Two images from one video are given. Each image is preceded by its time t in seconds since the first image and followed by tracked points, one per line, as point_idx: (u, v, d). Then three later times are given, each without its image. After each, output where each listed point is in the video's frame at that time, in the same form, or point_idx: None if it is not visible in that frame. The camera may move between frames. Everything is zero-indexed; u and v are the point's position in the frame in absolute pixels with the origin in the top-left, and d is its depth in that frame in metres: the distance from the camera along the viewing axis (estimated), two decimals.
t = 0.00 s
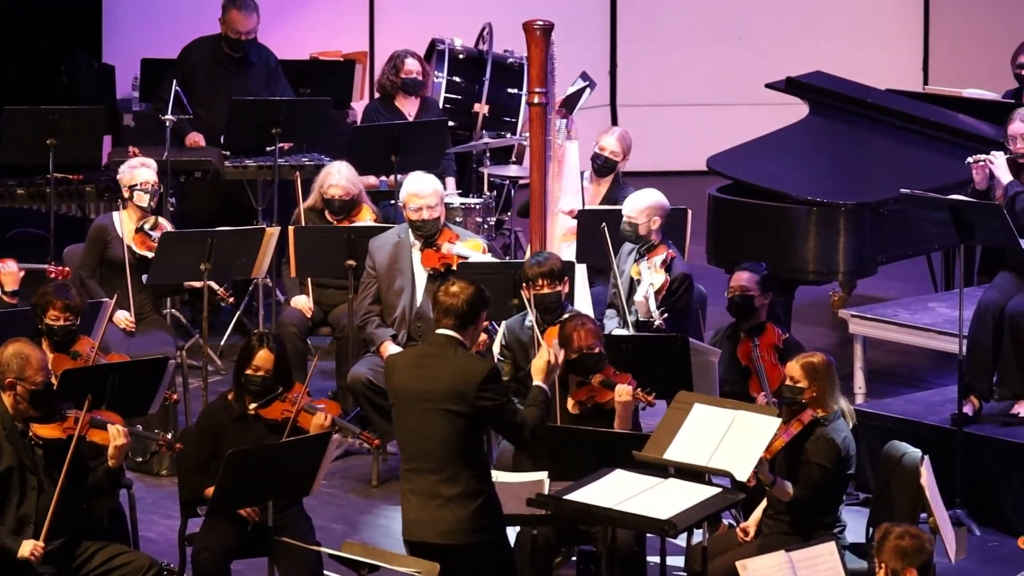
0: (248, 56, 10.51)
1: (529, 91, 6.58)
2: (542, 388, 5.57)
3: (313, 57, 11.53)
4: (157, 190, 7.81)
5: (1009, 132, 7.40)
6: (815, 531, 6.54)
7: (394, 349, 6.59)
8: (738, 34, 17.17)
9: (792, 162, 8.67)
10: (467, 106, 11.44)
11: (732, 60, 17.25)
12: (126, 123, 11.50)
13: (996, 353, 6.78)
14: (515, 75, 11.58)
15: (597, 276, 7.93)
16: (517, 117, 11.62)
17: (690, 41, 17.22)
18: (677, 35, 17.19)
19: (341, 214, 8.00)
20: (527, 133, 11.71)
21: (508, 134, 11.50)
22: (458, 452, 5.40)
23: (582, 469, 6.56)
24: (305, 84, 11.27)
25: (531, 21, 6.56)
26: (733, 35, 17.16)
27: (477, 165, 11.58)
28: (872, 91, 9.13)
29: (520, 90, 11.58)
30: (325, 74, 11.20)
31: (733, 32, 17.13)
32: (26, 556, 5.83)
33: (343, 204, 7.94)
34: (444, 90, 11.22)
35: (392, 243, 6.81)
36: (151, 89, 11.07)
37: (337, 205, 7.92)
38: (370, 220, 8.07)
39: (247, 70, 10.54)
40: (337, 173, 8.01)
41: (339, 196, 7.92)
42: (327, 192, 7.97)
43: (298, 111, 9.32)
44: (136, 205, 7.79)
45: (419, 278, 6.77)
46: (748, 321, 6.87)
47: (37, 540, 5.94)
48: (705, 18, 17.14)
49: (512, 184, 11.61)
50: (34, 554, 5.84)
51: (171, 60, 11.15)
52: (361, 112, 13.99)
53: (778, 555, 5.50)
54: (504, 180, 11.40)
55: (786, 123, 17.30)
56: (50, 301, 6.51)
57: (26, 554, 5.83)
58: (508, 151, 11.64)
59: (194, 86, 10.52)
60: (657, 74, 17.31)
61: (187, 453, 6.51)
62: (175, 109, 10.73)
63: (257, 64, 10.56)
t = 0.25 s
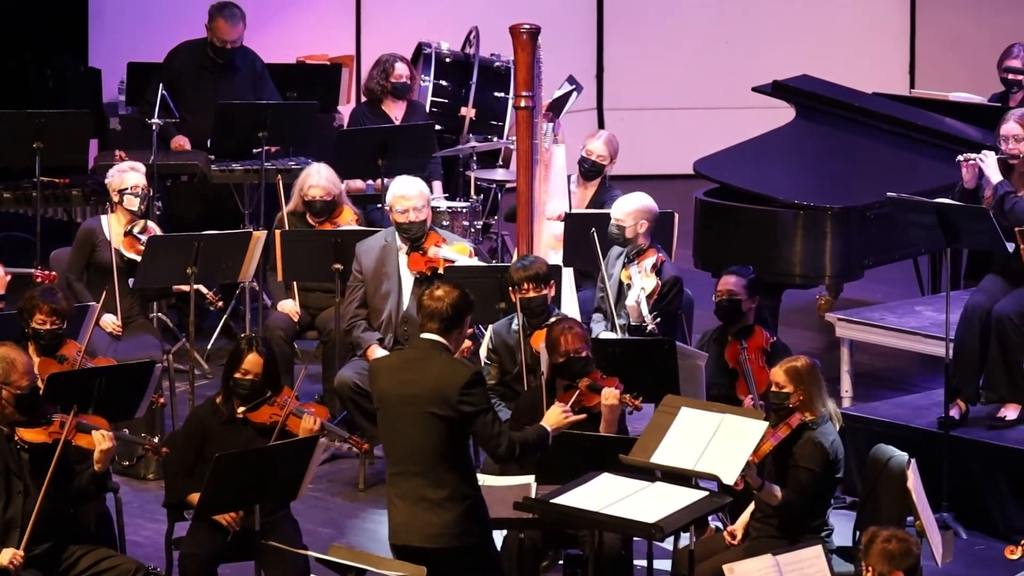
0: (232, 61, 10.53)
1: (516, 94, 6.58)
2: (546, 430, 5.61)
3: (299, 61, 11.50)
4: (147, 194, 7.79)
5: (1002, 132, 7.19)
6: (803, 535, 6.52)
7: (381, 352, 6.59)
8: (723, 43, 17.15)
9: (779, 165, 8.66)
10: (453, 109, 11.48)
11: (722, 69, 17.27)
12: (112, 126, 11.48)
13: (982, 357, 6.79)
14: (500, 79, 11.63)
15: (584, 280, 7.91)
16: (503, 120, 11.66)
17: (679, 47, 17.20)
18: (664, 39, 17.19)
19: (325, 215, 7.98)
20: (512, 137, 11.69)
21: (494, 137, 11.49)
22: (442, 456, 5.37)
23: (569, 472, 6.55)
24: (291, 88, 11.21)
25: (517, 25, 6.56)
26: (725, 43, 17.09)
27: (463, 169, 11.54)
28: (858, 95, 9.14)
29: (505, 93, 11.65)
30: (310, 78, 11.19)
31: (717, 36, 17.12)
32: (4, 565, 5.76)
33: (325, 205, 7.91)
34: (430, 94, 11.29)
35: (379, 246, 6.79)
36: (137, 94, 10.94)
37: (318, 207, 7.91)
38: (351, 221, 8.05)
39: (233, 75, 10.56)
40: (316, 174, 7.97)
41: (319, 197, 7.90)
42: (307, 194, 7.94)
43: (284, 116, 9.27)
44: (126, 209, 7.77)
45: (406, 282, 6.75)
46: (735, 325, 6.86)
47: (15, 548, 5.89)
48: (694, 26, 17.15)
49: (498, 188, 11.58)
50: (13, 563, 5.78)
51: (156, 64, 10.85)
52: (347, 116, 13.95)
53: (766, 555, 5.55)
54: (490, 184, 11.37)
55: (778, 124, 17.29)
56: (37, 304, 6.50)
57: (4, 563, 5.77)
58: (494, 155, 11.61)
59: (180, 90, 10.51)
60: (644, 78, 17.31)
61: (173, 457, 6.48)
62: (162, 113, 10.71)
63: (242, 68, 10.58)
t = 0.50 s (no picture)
0: (225, 66, 10.53)
1: (507, 98, 6.57)
2: (546, 385, 5.51)
3: (290, 65, 11.47)
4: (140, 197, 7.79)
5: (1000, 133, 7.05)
6: (794, 538, 6.51)
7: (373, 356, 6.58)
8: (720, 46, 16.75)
9: (770, 169, 8.65)
10: (445, 113, 11.38)
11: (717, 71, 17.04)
12: (103, 131, 11.49)
13: (974, 360, 6.78)
14: (492, 82, 11.62)
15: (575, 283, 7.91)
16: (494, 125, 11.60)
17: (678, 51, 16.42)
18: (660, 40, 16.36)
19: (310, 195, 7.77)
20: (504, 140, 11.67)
21: (485, 141, 11.47)
22: (432, 458, 5.35)
23: (561, 475, 6.57)
24: (283, 92, 11.20)
25: (508, 29, 6.57)
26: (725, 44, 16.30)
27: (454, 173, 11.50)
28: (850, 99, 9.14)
29: (497, 97, 11.63)
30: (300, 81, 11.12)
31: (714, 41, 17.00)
32: None
33: (310, 207, 7.71)
34: (421, 97, 11.17)
35: (370, 249, 6.76)
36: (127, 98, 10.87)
37: (304, 209, 7.70)
38: (337, 225, 7.89)
39: (224, 79, 10.55)
40: (301, 176, 7.79)
41: (303, 199, 7.73)
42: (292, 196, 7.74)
43: (276, 118, 9.28)
44: (119, 211, 7.75)
45: (397, 285, 6.72)
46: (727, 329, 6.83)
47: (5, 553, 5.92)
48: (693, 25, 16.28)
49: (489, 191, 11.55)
50: (3, 565, 5.85)
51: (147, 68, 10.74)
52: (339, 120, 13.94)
53: (756, 558, 5.55)
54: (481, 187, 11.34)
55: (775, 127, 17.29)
56: (28, 308, 6.50)
57: None
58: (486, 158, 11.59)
59: (172, 94, 10.51)
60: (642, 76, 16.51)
61: (165, 460, 6.49)
62: (153, 117, 10.71)
63: (235, 73, 10.58)
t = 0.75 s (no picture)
0: (218, 68, 10.50)
1: (499, 100, 6.57)
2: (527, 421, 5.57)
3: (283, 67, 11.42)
4: (129, 200, 7.77)
5: (1000, 133, 7.07)
6: (785, 540, 6.52)
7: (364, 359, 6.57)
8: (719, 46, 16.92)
9: (764, 169, 8.54)
10: (437, 116, 11.29)
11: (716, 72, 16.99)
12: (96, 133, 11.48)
13: (966, 363, 6.77)
14: (484, 85, 11.56)
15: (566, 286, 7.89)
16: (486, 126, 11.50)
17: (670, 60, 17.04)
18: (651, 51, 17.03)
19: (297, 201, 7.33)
20: (496, 143, 11.60)
21: (477, 144, 11.40)
22: (425, 463, 5.33)
23: (553, 479, 6.57)
24: (273, 95, 10.88)
25: (501, 31, 6.57)
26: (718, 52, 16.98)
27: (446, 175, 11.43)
28: (842, 101, 9.02)
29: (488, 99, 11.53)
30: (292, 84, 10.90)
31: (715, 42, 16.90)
32: None
33: (298, 207, 7.18)
34: (414, 100, 11.08)
35: (362, 251, 6.73)
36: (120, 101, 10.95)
37: (292, 209, 7.16)
38: (324, 225, 7.35)
39: (219, 81, 10.53)
40: (286, 174, 7.21)
41: (290, 197, 7.16)
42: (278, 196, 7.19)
43: (267, 123, 9.05)
44: (108, 214, 7.74)
45: (389, 287, 6.69)
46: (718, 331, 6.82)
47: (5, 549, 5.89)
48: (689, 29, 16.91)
49: (481, 194, 11.47)
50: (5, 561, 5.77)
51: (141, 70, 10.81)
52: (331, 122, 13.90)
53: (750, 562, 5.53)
54: (473, 190, 11.27)
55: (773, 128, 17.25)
56: (20, 310, 6.51)
57: None
58: (478, 161, 11.53)
59: (165, 97, 10.49)
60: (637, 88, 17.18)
61: (158, 461, 6.47)
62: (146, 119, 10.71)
63: (228, 75, 10.55)
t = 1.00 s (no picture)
0: (215, 70, 10.46)
1: (492, 103, 6.58)
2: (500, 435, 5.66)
3: (276, 70, 11.38)
4: (117, 206, 7.78)
5: (1000, 134, 6.79)
6: (778, 543, 6.49)
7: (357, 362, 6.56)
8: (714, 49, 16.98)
9: (758, 174, 8.45)
10: (431, 119, 11.22)
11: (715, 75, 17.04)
12: (90, 136, 11.49)
13: (960, 366, 6.76)
14: (478, 87, 11.44)
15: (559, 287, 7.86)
16: (480, 130, 11.43)
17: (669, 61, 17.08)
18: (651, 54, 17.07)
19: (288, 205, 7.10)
20: (489, 146, 11.55)
21: (470, 147, 11.32)
22: (418, 466, 5.30)
23: (545, 481, 6.54)
24: (267, 98, 11.01)
25: (494, 33, 6.56)
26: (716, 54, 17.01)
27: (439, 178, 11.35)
28: (834, 103, 8.95)
29: (483, 103, 11.40)
30: (286, 87, 11.04)
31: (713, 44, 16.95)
32: None
33: (287, 209, 7.02)
34: (407, 102, 11.02)
35: (355, 254, 6.71)
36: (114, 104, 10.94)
37: (280, 212, 7.00)
38: (313, 226, 7.20)
39: (215, 83, 10.51)
40: (274, 176, 7.06)
41: (280, 200, 7.01)
42: (267, 200, 7.03)
43: (260, 126, 9.17)
44: (96, 220, 7.79)
45: (382, 290, 6.66)
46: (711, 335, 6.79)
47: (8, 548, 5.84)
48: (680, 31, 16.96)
49: (474, 197, 11.42)
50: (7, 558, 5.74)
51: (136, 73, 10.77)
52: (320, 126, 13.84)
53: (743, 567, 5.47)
54: (467, 194, 11.19)
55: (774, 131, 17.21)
56: (13, 312, 6.52)
57: None
58: (471, 164, 11.48)
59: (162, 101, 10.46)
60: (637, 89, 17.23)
61: (152, 464, 6.47)
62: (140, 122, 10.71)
63: (224, 77, 10.52)
